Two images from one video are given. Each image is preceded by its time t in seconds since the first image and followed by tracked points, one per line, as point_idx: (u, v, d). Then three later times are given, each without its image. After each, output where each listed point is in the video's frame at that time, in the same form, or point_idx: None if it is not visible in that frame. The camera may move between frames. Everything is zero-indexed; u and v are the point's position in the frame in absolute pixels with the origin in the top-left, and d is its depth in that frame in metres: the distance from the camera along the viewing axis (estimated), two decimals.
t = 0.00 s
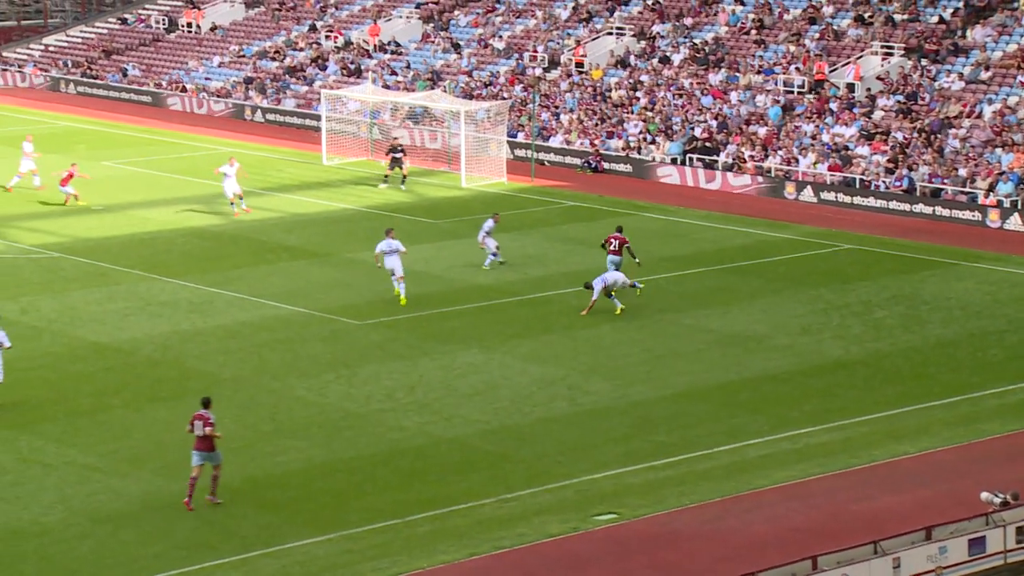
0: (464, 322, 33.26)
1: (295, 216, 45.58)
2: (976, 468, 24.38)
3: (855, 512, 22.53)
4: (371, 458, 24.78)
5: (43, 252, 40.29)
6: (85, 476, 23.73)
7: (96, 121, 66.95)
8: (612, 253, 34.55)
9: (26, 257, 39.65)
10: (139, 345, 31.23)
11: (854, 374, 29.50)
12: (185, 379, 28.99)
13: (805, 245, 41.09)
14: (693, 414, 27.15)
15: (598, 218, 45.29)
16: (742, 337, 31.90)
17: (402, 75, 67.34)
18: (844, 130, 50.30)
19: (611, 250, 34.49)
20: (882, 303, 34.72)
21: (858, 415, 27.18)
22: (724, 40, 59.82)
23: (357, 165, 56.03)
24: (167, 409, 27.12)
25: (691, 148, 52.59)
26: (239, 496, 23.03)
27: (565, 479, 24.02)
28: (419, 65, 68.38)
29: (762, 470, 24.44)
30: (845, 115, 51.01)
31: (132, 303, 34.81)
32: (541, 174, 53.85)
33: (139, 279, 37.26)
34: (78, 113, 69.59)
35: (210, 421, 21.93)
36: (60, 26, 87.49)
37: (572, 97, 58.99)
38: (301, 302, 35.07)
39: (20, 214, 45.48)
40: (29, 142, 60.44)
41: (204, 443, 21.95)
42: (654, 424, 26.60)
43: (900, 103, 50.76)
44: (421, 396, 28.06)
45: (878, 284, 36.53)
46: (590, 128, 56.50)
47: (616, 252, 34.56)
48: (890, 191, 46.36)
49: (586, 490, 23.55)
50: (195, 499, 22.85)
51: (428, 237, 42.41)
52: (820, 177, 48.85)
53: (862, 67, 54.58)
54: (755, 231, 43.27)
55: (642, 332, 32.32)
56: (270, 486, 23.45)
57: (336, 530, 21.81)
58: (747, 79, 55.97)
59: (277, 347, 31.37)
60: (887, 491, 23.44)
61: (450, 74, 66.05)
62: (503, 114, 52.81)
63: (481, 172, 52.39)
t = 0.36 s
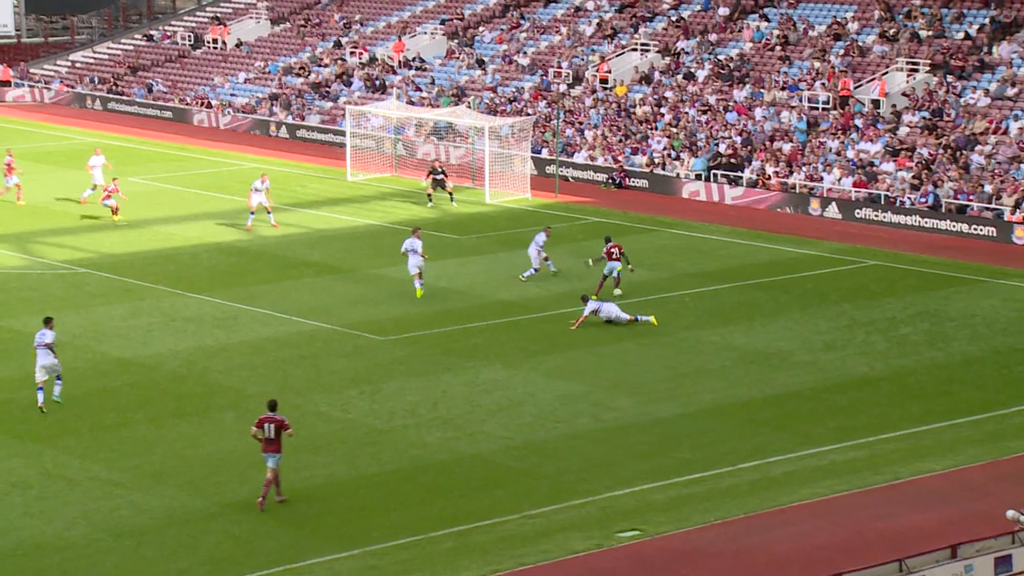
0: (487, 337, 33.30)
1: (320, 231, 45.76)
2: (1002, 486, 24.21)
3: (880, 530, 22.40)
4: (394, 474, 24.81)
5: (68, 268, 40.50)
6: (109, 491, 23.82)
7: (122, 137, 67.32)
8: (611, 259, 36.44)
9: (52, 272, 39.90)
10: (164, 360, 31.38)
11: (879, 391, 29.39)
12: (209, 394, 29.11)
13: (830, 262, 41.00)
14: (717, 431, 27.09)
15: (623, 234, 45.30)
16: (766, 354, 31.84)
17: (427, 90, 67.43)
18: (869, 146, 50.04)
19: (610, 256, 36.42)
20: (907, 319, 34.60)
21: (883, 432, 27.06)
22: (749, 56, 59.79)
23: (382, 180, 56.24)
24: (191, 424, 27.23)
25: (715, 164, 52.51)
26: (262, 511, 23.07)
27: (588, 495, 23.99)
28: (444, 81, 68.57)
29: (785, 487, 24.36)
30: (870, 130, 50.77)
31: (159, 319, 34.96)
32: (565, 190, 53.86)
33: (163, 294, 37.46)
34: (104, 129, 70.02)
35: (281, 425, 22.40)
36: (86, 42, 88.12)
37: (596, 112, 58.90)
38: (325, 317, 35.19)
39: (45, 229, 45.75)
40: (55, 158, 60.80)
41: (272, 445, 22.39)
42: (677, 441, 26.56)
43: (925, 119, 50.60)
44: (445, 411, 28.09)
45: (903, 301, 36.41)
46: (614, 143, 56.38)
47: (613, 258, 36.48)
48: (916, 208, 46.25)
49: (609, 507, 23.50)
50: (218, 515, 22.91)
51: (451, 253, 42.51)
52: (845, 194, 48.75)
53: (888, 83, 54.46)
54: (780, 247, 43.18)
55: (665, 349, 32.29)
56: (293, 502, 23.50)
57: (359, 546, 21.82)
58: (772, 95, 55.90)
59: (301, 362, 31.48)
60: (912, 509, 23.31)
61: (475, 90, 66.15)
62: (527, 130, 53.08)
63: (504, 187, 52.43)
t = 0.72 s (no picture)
0: (523, 357, 33.34)
1: (357, 251, 45.95)
2: None
3: (920, 552, 22.24)
4: (431, 493, 24.86)
5: (107, 287, 40.84)
6: (146, 510, 23.97)
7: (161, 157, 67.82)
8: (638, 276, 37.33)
9: (91, 292, 40.21)
10: (201, 380, 31.58)
11: (918, 413, 29.23)
12: (246, 413, 29.27)
13: (869, 282, 40.85)
14: (753, 452, 27.00)
15: (661, 254, 45.30)
16: (803, 375, 31.73)
17: (464, 111, 67.56)
18: (908, 166, 49.78)
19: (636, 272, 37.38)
20: (945, 341, 34.42)
21: (922, 454, 26.91)
22: (787, 76, 59.72)
23: (419, 200, 56.42)
24: (228, 443, 27.39)
25: (752, 184, 52.43)
26: (299, 530, 23.17)
27: (624, 516, 23.95)
28: (481, 101, 68.77)
29: (823, 509, 24.23)
30: (909, 151, 50.54)
31: (196, 338, 35.20)
32: (601, 211, 53.89)
33: (201, 314, 37.69)
34: (144, 149, 70.56)
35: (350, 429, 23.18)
36: (126, 62, 88.92)
37: (634, 132, 58.84)
38: (361, 337, 35.34)
39: (84, 249, 46.11)
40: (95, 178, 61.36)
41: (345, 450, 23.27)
42: (714, 462, 26.48)
43: (965, 139, 50.26)
44: (481, 431, 28.14)
45: (942, 322, 36.21)
46: (651, 164, 56.40)
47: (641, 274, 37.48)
48: (955, 229, 46.10)
49: (645, 528, 23.45)
50: (255, 534, 23.02)
51: (487, 273, 42.59)
52: (884, 214, 48.62)
53: (927, 104, 54.30)
54: (818, 268, 43.05)
55: (702, 369, 32.24)
56: (330, 521, 23.58)
57: (395, 564, 21.86)
58: (810, 116, 55.80)
59: (338, 381, 31.61)
60: (952, 531, 23.13)
61: (512, 111, 66.26)
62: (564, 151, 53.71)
63: (541, 209, 52.41)
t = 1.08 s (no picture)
0: (528, 364, 33.36)
1: (362, 258, 46.00)
2: None
3: (925, 560, 22.19)
4: (435, 500, 24.86)
5: (112, 294, 40.90)
6: (151, 517, 23.98)
7: (168, 164, 67.86)
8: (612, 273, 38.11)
9: (96, 299, 40.28)
10: (206, 386, 31.61)
11: (922, 420, 29.18)
12: (250, 420, 29.29)
13: (873, 289, 40.80)
14: (757, 458, 26.98)
15: (665, 261, 45.35)
16: (808, 382, 31.70)
17: (469, 118, 67.51)
18: (913, 173, 49.71)
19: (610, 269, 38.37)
20: (950, 347, 34.38)
21: (926, 460, 26.88)
22: (792, 83, 59.73)
23: (424, 207, 56.47)
24: (232, 450, 27.41)
25: (757, 192, 52.52)
26: (303, 537, 23.16)
27: (628, 522, 23.94)
28: (486, 108, 68.75)
29: (828, 516, 24.19)
30: (914, 158, 50.48)
31: (201, 345, 35.23)
32: (607, 217, 53.89)
33: (206, 321, 37.74)
34: (149, 156, 70.64)
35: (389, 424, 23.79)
36: (131, 69, 89.07)
37: (638, 139, 58.78)
38: (366, 343, 35.36)
39: (89, 256, 46.16)
40: (101, 185, 61.46)
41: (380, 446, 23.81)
42: (717, 469, 26.46)
43: (970, 147, 50.35)
44: (485, 438, 28.14)
45: (948, 329, 36.15)
46: (656, 170, 56.34)
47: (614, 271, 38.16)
48: (959, 236, 46.09)
49: (649, 534, 23.43)
50: (259, 540, 23.02)
51: (492, 279, 42.63)
52: (888, 222, 48.60)
53: (931, 111, 54.35)
54: (822, 275, 43.00)
55: (706, 376, 32.23)
56: (334, 527, 23.57)
57: (399, 571, 21.84)
58: (814, 122, 55.80)
59: (342, 388, 31.64)
60: (956, 539, 23.08)
61: (517, 118, 66.23)
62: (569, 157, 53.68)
63: (546, 216, 52.32)
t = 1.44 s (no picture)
0: (545, 369, 33.37)
1: (379, 263, 46.10)
2: None
3: (943, 566, 22.14)
4: (452, 504, 24.89)
5: (130, 298, 41.05)
6: (169, 521, 24.06)
7: (186, 169, 68.05)
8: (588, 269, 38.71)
9: (114, 303, 40.43)
10: (223, 391, 31.70)
11: (940, 425, 29.11)
12: (267, 424, 29.37)
13: (891, 295, 40.70)
14: (775, 464, 26.93)
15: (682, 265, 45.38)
16: (826, 387, 31.64)
17: (486, 123, 67.49)
18: (930, 178, 49.66)
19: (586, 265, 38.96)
20: (968, 353, 34.29)
21: (943, 466, 26.81)
22: (809, 88, 59.68)
23: (441, 212, 56.55)
24: (250, 454, 27.48)
25: (774, 197, 52.31)
26: (320, 541, 23.22)
27: (646, 527, 23.93)
28: (503, 113, 68.75)
29: (845, 521, 24.14)
30: (932, 163, 50.39)
31: (219, 349, 35.33)
32: (623, 223, 53.83)
33: (224, 325, 37.87)
34: (167, 161, 70.88)
35: (432, 418, 24.41)
36: (149, 74, 89.37)
37: (656, 144, 58.76)
38: (383, 348, 35.43)
39: (107, 261, 46.33)
40: (119, 189, 61.68)
41: (423, 438, 24.51)
42: (734, 474, 26.43)
43: (988, 152, 50.19)
44: (502, 443, 28.15)
45: (966, 335, 36.06)
46: (673, 174, 56.15)
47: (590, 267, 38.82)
48: (978, 241, 45.95)
49: (666, 539, 23.41)
50: (276, 544, 23.07)
51: (509, 284, 42.69)
52: (906, 227, 48.49)
53: (950, 116, 54.20)
54: (840, 280, 42.89)
55: (723, 381, 32.20)
56: (351, 532, 23.62)
57: None
58: (832, 127, 55.76)
59: (359, 392, 31.71)
60: (975, 545, 23.01)
61: (534, 123, 66.21)
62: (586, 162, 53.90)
63: (564, 220, 52.34)
